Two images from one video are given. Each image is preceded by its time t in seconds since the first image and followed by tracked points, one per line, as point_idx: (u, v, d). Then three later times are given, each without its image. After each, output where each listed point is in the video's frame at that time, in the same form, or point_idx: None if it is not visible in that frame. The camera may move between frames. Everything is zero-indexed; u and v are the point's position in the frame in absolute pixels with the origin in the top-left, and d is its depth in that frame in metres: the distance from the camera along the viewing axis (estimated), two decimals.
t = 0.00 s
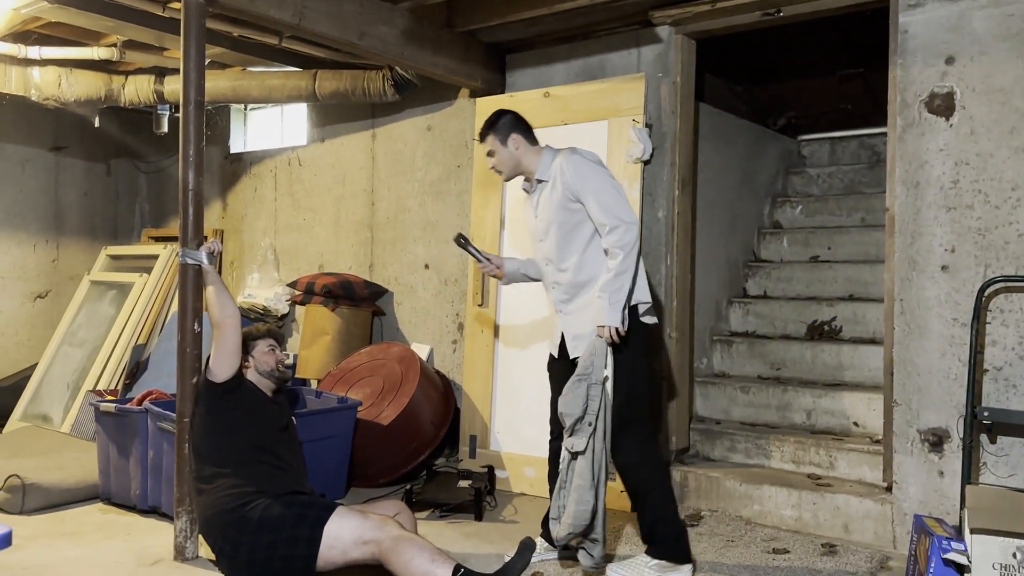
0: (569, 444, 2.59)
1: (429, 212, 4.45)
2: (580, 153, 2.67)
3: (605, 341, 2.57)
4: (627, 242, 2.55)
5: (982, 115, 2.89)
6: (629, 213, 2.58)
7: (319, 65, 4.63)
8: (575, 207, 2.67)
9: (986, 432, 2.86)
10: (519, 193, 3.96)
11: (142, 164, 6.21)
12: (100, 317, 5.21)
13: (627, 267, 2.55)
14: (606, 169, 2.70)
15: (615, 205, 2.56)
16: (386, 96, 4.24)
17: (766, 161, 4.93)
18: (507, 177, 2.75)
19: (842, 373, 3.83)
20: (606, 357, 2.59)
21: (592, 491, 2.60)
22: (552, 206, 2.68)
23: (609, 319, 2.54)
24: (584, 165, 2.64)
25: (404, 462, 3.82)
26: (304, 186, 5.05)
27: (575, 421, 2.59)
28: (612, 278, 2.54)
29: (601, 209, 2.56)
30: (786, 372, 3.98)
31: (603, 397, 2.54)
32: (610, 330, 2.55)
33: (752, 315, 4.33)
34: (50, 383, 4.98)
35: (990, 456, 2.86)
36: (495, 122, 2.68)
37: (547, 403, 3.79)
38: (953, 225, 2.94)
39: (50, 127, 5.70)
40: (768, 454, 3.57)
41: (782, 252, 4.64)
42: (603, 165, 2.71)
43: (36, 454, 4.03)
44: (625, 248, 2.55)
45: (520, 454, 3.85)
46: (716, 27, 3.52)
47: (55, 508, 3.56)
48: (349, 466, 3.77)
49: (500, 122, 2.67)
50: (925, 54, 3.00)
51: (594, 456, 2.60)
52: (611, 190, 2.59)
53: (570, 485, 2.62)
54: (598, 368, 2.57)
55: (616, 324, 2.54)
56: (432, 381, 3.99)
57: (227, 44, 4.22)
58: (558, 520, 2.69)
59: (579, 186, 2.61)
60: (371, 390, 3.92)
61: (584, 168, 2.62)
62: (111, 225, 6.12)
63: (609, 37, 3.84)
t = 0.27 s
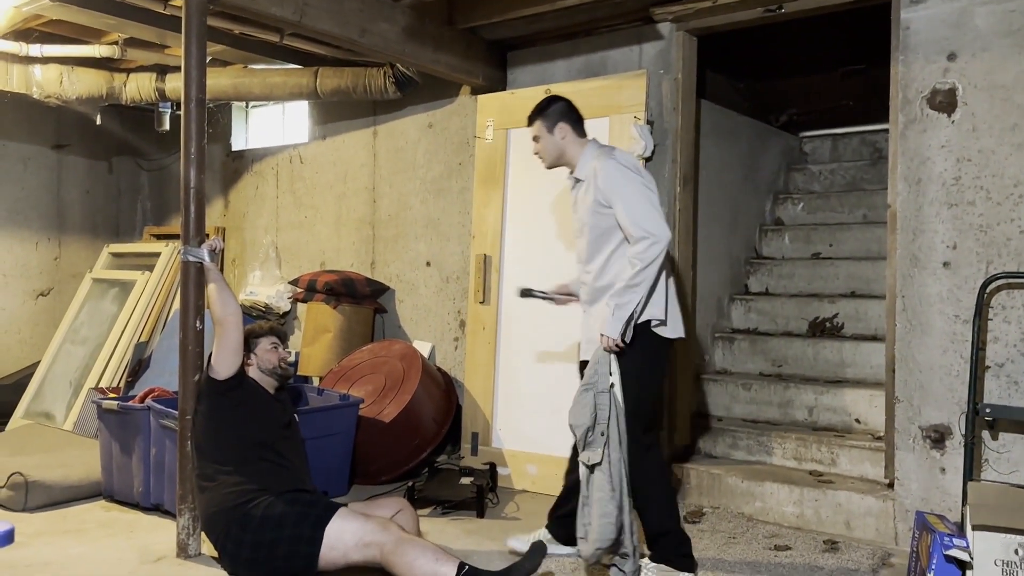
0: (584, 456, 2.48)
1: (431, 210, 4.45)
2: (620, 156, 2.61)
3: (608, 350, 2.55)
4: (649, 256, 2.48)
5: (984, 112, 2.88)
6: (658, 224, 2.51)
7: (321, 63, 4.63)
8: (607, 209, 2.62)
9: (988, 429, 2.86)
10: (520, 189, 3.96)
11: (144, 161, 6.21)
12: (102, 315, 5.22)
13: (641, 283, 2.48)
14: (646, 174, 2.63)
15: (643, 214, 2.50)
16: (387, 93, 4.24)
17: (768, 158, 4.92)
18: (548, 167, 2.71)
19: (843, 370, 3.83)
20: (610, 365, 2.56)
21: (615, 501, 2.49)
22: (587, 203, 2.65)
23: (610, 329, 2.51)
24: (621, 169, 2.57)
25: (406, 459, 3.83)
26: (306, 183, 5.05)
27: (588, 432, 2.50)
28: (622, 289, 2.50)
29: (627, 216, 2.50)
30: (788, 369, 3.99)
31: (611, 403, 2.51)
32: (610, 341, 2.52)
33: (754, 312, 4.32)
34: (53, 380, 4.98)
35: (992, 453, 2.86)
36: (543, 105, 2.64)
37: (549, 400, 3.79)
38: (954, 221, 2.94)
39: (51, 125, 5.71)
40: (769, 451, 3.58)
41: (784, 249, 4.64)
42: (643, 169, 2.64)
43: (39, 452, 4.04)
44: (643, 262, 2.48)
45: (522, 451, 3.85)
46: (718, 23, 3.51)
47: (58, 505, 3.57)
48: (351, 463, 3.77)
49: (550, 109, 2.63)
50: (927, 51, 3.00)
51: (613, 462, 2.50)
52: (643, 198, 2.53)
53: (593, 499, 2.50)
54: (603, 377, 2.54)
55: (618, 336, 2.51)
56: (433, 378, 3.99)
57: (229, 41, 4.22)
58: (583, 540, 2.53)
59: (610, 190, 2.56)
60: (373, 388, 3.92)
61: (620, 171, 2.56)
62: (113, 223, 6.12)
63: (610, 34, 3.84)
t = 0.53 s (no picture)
0: (594, 455, 2.56)
1: (432, 207, 4.45)
2: (633, 151, 2.61)
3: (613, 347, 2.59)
4: (648, 255, 2.48)
5: (986, 108, 2.88)
6: (661, 222, 2.50)
7: (322, 61, 4.63)
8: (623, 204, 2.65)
9: (990, 426, 2.86)
10: (521, 187, 3.96)
11: (144, 159, 6.22)
12: (104, 313, 5.22)
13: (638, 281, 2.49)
14: (662, 170, 2.61)
15: (644, 210, 2.51)
16: (388, 90, 4.23)
17: (769, 155, 4.92)
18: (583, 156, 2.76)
19: (845, 367, 3.83)
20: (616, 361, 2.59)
21: (633, 495, 2.53)
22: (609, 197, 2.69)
23: (609, 325, 2.56)
24: (630, 165, 2.57)
25: (408, 457, 3.83)
26: (306, 181, 5.06)
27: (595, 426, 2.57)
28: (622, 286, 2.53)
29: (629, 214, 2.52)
30: (789, 367, 3.98)
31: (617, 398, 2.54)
32: (610, 337, 2.57)
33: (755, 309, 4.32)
34: (55, 378, 4.99)
35: (993, 450, 2.86)
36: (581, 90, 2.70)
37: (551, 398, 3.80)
38: (956, 218, 2.93)
39: (52, 123, 5.71)
40: (770, 448, 3.57)
41: (785, 246, 4.63)
42: (662, 165, 2.63)
43: (41, 450, 4.05)
44: (642, 261, 2.49)
45: (524, 449, 3.85)
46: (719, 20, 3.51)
47: (60, 503, 3.57)
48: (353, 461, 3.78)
49: (585, 97, 2.68)
50: (929, 47, 3.00)
51: (621, 460, 2.55)
52: (648, 194, 2.53)
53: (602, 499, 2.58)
54: (609, 372, 2.58)
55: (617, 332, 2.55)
56: (434, 376, 3.99)
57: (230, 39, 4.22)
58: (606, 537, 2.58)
59: (618, 187, 2.59)
60: (374, 385, 3.93)
61: (627, 168, 2.57)
62: (115, 221, 6.13)
63: (611, 31, 3.84)
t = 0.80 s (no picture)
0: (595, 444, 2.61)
1: (432, 205, 4.45)
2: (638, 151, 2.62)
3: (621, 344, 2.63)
4: (633, 255, 2.51)
5: (986, 105, 2.88)
6: (650, 220, 2.51)
7: (322, 59, 4.63)
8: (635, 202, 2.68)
9: (990, 423, 2.86)
10: (521, 185, 3.96)
11: (145, 158, 6.22)
12: (105, 311, 5.22)
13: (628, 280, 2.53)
14: (672, 170, 2.59)
15: (636, 209, 2.53)
16: (388, 88, 4.23)
17: (769, 153, 4.92)
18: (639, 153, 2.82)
19: (846, 365, 3.83)
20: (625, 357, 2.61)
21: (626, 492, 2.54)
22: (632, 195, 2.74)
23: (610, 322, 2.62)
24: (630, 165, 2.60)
25: (408, 455, 3.83)
26: (307, 179, 5.05)
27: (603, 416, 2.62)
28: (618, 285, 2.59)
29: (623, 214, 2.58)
30: (790, 364, 3.98)
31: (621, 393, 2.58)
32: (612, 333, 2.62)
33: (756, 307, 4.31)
34: (56, 376, 5.00)
35: (994, 447, 2.86)
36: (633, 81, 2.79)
37: (552, 395, 3.80)
38: (956, 216, 2.93)
39: (53, 121, 5.71)
40: (770, 446, 3.57)
41: (785, 244, 4.63)
42: (675, 163, 2.60)
43: (42, 448, 4.05)
44: (631, 261, 2.53)
45: (524, 446, 3.86)
46: (719, 17, 3.51)
47: (61, 501, 3.58)
48: (353, 459, 3.78)
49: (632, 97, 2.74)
50: (930, 45, 2.99)
51: (622, 450, 2.56)
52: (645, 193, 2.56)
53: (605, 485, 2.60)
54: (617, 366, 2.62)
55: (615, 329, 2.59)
56: (435, 374, 3.99)
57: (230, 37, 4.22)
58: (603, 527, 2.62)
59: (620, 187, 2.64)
60: (375, 383, 3.93)
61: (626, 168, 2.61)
62: (115, 219, 6.13)
63: (612, 29, 3.84)
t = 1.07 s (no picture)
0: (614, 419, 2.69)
1: (432, 204, 4.45)
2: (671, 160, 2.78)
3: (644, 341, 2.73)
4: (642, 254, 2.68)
5: (987, 104, 2.88)
6: (664, 223, 2.68)
7: (322, 57, 4.63)
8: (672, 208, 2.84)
9: (991, 422, 2.86)
10: (521, 183, 3.96)
11: (145, 157, 6.22)
12: (105, 310, 5.22)
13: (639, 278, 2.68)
14: (698, 177, 2.71)
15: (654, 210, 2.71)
16: (388, 87, 4.23)
17: (769, 151, 4.92)
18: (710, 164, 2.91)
19: (846, 363, 3.82)
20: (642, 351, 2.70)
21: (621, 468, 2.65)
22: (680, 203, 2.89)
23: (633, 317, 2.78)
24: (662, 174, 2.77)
25: (409, 454, 3.83)
26: (307, 178, 5.05)
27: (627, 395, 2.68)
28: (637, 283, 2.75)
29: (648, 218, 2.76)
30: (790, 363, 3.98)
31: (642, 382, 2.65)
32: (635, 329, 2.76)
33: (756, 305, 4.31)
34: (56, 375, 5.00)
35: (995, 445, 2.86)
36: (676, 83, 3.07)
37: (552, 394, 3.80)
38: (957, 214, 2.93)
39: (53, 120, 5.71)
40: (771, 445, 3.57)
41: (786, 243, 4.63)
42: (704, 169, 2.72)
43: (43, 447, 4.05)
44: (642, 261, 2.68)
45: (525, 445, 3.86)
46: (720, 16, 3.51)
47: (61, 500, 3.58)
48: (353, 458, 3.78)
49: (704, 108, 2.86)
50: (930, 43, 2.99)
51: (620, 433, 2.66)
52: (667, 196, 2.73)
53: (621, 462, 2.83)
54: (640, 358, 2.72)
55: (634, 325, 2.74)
56: (436, 372, 3.99)
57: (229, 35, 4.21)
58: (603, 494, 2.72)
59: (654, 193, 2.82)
60: (375, 381, 3.93)
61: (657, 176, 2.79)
62: (115, 218, 6.13)
63: (612, 27, 3.84)
